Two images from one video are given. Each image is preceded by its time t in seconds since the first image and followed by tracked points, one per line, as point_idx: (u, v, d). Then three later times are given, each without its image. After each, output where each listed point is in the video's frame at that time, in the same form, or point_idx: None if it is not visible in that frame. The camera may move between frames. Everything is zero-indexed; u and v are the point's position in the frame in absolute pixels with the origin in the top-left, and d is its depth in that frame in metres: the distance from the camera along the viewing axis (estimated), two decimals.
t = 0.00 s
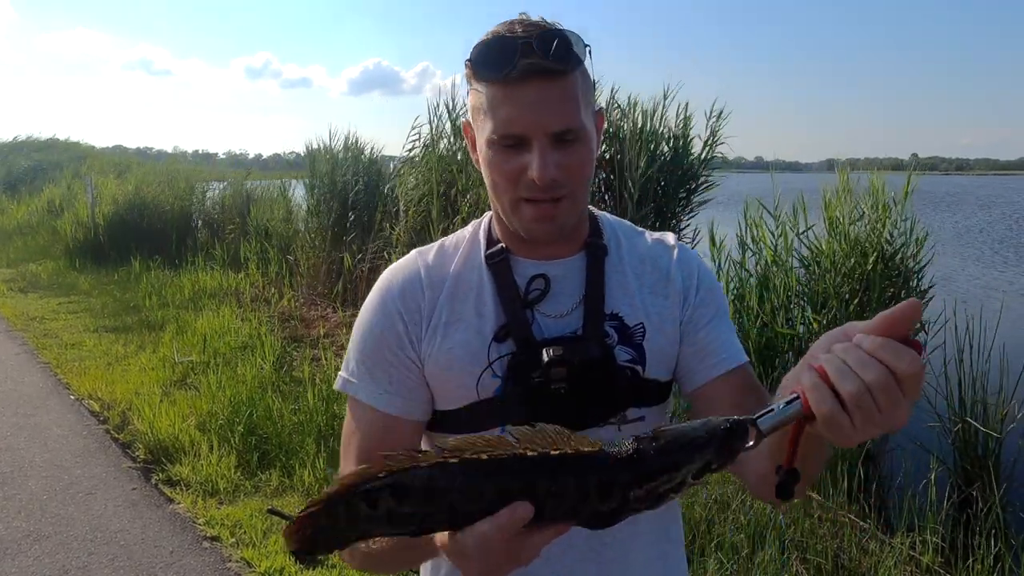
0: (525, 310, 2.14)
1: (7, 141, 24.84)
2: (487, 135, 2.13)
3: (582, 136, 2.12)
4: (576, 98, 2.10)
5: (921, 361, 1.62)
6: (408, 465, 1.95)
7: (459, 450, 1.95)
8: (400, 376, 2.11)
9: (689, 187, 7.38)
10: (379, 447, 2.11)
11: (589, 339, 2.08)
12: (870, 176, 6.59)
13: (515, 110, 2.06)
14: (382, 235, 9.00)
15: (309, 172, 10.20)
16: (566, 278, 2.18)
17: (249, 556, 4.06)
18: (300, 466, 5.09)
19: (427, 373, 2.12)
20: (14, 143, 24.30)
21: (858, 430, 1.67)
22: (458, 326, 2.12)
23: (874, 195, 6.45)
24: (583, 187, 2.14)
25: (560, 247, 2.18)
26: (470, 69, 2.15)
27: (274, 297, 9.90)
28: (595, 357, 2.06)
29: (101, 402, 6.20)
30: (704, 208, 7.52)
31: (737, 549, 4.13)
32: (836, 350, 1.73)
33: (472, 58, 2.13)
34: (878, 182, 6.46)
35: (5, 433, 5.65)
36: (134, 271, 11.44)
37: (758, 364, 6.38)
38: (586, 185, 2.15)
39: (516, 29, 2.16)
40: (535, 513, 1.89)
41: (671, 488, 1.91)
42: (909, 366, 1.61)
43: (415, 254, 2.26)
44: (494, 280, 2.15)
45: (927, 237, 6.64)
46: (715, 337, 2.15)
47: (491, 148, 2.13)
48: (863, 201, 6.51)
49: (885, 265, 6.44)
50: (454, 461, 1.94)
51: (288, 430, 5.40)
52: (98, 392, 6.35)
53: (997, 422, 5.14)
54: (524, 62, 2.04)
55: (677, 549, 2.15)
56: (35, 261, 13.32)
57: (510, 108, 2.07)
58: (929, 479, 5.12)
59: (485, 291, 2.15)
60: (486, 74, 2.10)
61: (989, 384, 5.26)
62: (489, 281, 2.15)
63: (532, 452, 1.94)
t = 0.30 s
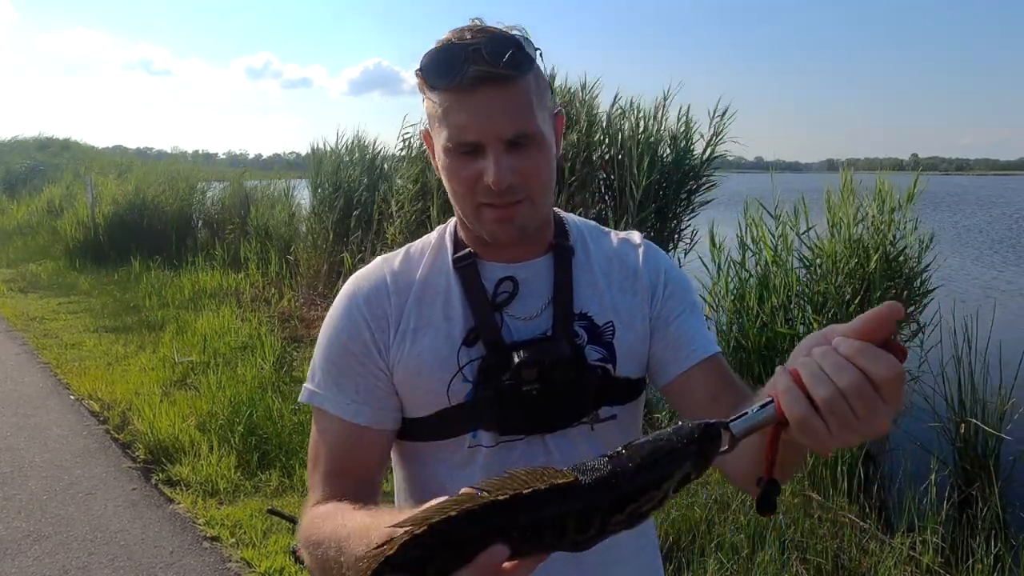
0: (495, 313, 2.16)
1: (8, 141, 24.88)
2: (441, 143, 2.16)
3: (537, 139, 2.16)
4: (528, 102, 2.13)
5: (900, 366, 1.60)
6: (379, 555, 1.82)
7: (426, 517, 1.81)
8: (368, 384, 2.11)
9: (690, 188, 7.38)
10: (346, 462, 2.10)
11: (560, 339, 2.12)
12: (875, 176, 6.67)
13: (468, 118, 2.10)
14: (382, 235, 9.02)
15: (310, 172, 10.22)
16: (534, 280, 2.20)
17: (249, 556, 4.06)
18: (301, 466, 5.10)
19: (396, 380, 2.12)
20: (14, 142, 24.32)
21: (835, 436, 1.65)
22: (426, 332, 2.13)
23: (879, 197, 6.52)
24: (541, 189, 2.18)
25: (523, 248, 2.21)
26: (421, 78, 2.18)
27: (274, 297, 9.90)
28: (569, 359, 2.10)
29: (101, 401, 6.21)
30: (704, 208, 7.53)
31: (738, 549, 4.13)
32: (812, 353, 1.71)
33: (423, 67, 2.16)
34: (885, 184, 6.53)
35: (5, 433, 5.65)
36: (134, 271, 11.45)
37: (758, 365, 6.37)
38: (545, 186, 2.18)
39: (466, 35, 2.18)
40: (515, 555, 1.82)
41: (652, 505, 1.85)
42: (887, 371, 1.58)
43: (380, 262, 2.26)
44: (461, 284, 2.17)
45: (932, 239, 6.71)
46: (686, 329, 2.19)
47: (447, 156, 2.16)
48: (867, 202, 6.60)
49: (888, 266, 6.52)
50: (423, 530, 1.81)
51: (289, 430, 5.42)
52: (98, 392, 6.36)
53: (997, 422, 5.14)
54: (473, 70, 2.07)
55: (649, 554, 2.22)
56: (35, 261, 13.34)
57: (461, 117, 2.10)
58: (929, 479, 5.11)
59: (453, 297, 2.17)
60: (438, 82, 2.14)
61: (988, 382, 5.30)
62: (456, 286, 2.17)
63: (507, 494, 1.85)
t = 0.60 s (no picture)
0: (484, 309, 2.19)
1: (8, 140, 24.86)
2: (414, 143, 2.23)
3: (508, 138, 2.17)
4: (496, 101, 2.15)
5: (894, 341, 1.59)
6: (360, 515, 1.90)
7: (412, 484, 1.93)
8: (358, 383, 2.11)
9: (691, 188, 7.39)
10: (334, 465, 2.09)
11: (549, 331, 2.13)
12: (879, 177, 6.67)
13: (432, 118, 2.15)
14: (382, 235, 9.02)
15: (310, 172, 10.22)
16: (522, 275, 2.23)
17: (249, 556, 4.06)
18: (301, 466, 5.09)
19: (386, 378, 2.13)
20: (15, 143, 24.30)
21: (835, 418, 1.64)
22: (416, 329, 2.15)
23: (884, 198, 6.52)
24: (513, 188, 2.19)
25: (501, 246, 2.23)
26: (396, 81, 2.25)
27: (274, 297, 9.90)
28: (558, 350, 2.08)
29: (101, 402, 6.20)
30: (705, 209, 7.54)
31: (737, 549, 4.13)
32: (803, 338, 1.70)
33: (396, 70, 2.24)
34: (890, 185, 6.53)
35: (5, 433, 5.65)
36: (134, 272, 11.45)
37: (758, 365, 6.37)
38: (516, 185, 2.20)
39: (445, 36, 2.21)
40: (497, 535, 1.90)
41: (643, 497, 1.85)
42: (882, 348, 1.58)
43: (368, 262, 2.27)
44: (449, 281, 2.19)
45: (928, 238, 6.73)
46: (674, 320, 2.19)
47: (420, 157, 2.23)
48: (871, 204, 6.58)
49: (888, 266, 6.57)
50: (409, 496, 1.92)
51: (289, 430, 5.42)
52: (98, 392, 6.36)
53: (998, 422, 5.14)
54: (434, 71, 2.11)
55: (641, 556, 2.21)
56: (35, 261, 13.33)
57: (427, 118, 2.15)
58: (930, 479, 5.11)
59: (442, 294, 2.18)
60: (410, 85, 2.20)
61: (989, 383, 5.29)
62: (445, 284, 2.19)
63: (490, 472, 1.92)
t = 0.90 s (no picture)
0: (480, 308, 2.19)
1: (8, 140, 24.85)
2: (411, 144, 2.26)
3: (502, 137, 2.19)
4: (489, 102, 2.16)
5: (886, 335, 1.59)
6: (353, 498, 1.91)
7: (406, 468, 1.93)
8: (357, 381, 2.12)
9: (691, 188, 7.40)
10: (332, 466, 2.09)
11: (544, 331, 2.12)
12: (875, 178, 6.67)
13: (427, 118, 2.17)
14: (381, 236, 9.03)
15: (310, 172, 10.22)
16: (519, 275, 2.23)
17: (250, 556, 4.07)
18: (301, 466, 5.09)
19: (383, 377, 2.14)
20: (14, 142, 24.25)
21: (827, 412, 1.64)
22: (414, 328, 2.15)
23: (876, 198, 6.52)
24: (508, 186, 2.20)
25: (496, 244, 2.24)
26: (392, 85, 2.29)
27: (274, 297, 9.90)
28: (553, 348, 2.07)
29: (101, 402, 6.20)
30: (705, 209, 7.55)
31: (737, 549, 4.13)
32: (796, 333, 1.70)
33: (392, 74, 2.28)
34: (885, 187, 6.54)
35: (5, 433, 5.65)
36: (134, 272, 11.46)
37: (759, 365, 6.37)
38: (511, 183, 2.21)
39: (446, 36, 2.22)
40: (487, 523, 1.91)
41: (633, 492, 1.82)
42: (874, 341, 1.58)
43: (367, 262, 2.28)
44: (446, 280, 2.19)
45: (930, 238, 6.69)
46: (670, 318, 2.18)
47: (417, 157, 2.26)
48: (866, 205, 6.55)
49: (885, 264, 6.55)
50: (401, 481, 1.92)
51: (288, 430, 5.42)
52: (98, 392, 6.36)
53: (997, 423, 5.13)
54: (427, 72, 2.13)
55: (637, 557, 2.22)
56: (35, 261, 13.33)
57: (422, 118, 2.18)
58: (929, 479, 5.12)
59: (439, 294, 2.18)
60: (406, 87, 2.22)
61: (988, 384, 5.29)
62: (443, 283, 2.20)
63: (482, 461, 1.93)
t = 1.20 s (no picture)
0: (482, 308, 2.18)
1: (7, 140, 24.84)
2: (430, 131, 2.27)
3: (522, 126, 2.24)
4: (513, 90, 2.23)
5: (879, 298, 1.59)
6: (356, 439, 1.92)
7: (410, 415, 1.93)
8: (359, 380, 2.13)
9: (689, 187, 7.42)
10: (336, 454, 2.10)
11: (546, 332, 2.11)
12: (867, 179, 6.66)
13: (452, 100, 2.20)
14: (382, 236, 9.03)
15: (309, 172, 10.22)
16: (522, 276, 2.23)
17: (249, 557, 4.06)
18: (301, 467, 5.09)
19: (386, 376, 2.15)
20: (14, 143, 24.21)
21: (821, 377, 1.65)
22: (416, 326, 2.15)
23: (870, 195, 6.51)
24: (526, 177, 2.23)
25: (507, 238, 2.24)
26: (416, 73, 2.33)
27: (274, 297, 9.90)
28: (557, 350, 2.06)
29: (101, 402, 6.20)
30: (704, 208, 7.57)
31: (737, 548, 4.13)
32: (791, 298, 1.71)
33: (415, 62, 2.31)
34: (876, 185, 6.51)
35: (5, 433, 5.65)
36: (134, 272, 11.46)
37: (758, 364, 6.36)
38: (529, 174, 2.23)
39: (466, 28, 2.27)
40: (483, 477, 1.89)
41: (625, 452, 1.86)
42: (865, 304, 1.58)
43: (371, 260, 2.29)
44: (448, 280, 2.19)
45: (930, 239, 6.69)
46: (671, 319, 2.18)
47: (435, 144, 2.26)
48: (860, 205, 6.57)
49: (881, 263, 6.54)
50: (403, 427, 1.91)
51: (288, 430, 5.42)
52: (98, 392, 6.36)
53: (997, 424, 5.13)
54: (459, 54, 2.19)
55: (629, 542, 2.24)
56: (35, 261, 13.34)
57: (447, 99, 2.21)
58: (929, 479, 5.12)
59: (442, 291, 2.18)
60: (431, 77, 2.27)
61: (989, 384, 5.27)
62: (445, 283, 2.19)
63: (483, 413, 1.92)
